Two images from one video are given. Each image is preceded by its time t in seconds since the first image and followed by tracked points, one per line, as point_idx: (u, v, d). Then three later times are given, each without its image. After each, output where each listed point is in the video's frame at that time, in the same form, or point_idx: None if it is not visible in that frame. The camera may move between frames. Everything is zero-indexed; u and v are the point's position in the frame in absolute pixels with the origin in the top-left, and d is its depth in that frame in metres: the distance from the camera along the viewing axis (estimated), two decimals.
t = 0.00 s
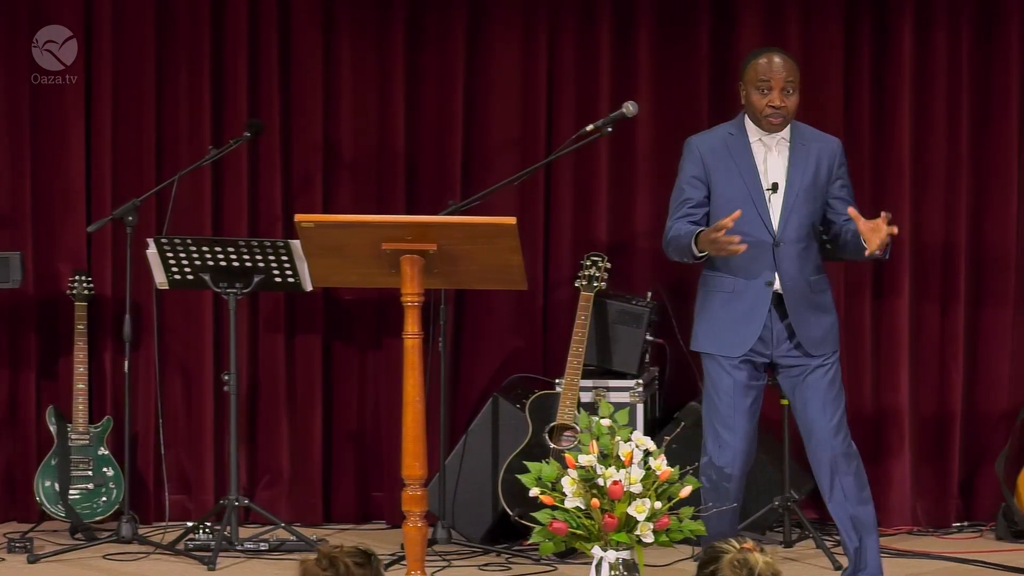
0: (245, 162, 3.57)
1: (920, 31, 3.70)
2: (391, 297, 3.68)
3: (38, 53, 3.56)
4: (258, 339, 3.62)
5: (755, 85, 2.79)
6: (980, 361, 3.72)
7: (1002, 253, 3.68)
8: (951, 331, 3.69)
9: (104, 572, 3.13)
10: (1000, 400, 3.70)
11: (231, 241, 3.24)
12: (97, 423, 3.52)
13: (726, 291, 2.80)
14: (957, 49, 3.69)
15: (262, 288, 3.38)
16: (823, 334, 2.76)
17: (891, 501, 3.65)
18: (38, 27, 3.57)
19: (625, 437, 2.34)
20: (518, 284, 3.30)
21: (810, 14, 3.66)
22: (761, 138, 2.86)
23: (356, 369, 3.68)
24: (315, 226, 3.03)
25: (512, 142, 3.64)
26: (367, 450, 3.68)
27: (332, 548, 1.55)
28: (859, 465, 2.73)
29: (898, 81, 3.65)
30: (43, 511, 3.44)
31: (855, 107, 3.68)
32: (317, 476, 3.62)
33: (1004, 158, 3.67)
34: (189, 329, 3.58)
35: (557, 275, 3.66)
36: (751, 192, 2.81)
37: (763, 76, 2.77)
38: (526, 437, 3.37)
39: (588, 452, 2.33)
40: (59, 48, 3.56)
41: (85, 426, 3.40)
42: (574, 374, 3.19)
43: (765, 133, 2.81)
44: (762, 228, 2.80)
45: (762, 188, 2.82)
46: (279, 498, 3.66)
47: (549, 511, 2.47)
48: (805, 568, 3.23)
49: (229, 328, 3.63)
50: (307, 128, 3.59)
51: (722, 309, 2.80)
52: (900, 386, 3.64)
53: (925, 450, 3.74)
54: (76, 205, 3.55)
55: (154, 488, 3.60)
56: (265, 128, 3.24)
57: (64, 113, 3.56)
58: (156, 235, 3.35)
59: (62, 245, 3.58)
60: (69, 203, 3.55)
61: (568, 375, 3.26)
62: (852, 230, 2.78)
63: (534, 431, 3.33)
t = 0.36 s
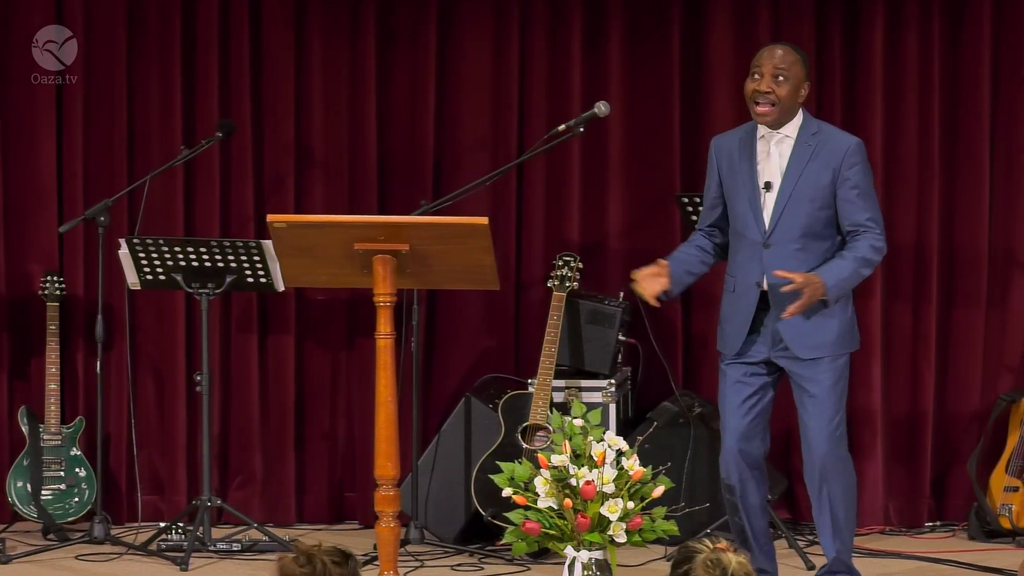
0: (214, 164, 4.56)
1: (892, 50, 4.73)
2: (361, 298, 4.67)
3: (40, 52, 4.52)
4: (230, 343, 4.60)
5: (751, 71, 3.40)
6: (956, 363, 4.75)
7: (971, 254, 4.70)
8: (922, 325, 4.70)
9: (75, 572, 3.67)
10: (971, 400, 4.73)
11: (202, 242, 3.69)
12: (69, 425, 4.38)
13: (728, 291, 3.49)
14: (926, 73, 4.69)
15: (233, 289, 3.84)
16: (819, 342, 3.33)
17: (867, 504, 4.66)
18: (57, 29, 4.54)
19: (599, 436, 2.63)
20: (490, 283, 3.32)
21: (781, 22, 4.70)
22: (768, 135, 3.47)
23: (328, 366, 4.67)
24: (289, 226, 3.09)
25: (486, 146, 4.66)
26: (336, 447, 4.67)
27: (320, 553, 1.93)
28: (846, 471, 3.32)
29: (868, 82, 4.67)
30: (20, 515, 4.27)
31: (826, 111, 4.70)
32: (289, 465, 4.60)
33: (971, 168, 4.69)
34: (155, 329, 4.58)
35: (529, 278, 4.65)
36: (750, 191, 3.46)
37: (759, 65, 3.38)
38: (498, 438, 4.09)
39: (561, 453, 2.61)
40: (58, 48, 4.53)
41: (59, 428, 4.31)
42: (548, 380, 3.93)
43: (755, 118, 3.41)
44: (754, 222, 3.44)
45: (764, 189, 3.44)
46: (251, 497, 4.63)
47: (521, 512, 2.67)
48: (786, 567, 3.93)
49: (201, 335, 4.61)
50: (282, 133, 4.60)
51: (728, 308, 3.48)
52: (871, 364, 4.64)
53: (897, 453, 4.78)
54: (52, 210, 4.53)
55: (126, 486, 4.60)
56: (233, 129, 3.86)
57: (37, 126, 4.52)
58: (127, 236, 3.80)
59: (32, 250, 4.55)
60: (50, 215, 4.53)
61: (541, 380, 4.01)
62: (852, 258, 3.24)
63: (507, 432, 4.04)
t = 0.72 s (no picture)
0: (199, 163, 4.68)
1: (876, 53, 4.87)
2: (344, 300, 4.78)
3: (41, 53, 4.67)
4: (216, 341, 4.70)
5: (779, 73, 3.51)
6: (942, 363, 4.87)
7: (957, 252, 4.83)
8: (907, 325, 4.82)
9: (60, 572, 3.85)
10: (955, 400, 4.87)
11: (186, 242, 3.86)
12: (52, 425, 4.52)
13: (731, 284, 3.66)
14: (912, 74, 4.82)
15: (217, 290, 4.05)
16: (792, 350, 3.40)
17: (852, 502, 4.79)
18: (41, 30, 4.68)
19: (583, 436, 2.61)
20: (474, 284, 3.32)
21: (766, 22, 4.81)
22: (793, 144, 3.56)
23: (313, 364, 4.80)
24: (275, 227, 3.09)
25: (471, 146, 4.80)
26: (320, 445, 4.81)
27: (305, 551, 1.99)
28: (826, 481, 3.37)
29: (852, 82, 4.78)
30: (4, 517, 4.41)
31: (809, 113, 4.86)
32: (274, 465, 4.71)
33: (955, 169, 4.82)
34: (142, 329, 4.72)
35: (514, 278, 4.76)
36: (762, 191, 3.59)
37: (784, 67, 3.49)
38: (481, 437, 4.24)
39: (547, 453, 2.58)
40: (58, 48, 4.68)
41: (42, 429, 4.45)
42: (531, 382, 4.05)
43: (779, 120, 3.51)
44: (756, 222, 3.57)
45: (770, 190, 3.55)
46: (234, 497, 4.74)
47: (506, 512, 2.66)
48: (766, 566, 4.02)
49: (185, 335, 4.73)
50: (268, 133, 4.72)
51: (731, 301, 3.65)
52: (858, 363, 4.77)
53: (880, 454, 4.90)
54: (36, 211, 4.65)
55: (111, 485, 4.73)
56: (217, 130, 4.06)
57: (21, 127, 4.65)
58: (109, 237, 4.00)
59: (19, 251, 4.67)
60: (34, 215, 4.65)
61: (525, 381, 4.13)
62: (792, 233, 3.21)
63: (492, 432, 4.18)
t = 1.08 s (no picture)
0: (191, 163, 4.68)
1: (869, 53, 4.87)
2: (336, 300, 4.78)
3: (41, 52, 4.69)
4: (208, 341, 4.72)
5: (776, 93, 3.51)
6: (933, 363, 4.87)
7: (948, 252, 4.83)
8: (898, 327, 4.84)
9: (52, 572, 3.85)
10: (947, 400, 4.86)
11: (179, 243, 3.88)
12: (45, 425, 4.52)
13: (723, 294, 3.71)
14: (902, 77, 4.83)
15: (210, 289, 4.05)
16: (767, 365, 3.44)
17: (843, 502, 4.80)
18: (37, 32, 4.69)
19: (575, 436, 2.61)
20: (465, 284, 3.32)
21: (757, 24, 4.81)
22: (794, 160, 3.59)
23: (304, 364, 4.80)
24: (267, 226, 3.08)
25: (463, 147, 4.80)
26: (312, 446, 4.83)
27: (298, 550, 2.00)
28: (799, 493, 3.40)
29: (845, 82, 4.79)
30: None
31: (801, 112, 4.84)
32: (265, 466, 4.72)
33: (947, 167, 4.82)
34: (134, 329, 4.73)
35: (506, 278, 4.76)
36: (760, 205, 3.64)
37: (779, 89, 3.50)
38: (474, 437, 4.25)
39: (539, 453, 2.58)
40: (56, 47, 4.69)
41: (34, 429, 4.45)
42: (524, 382, 4.07)
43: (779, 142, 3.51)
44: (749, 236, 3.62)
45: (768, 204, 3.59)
46: (226, 496, 4.76)
47: (498, 512, 2.65)
48: (757, 565, 4.03)
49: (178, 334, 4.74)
50: (259, 133, 4.72)
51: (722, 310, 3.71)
52: (850, 365, 4.77)
53: (871, 453, 4.91)
54: (28, 211, 4.66)
55: (102, 484, 4.74)
56: (210, 129, 4.07)
57: (14, 127, 4.65)
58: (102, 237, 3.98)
59: (11, 251, 4.67)
60: (26, 217, 4.66)
61: (517, 381, 4.14)
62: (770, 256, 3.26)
63: (484, 432, 4.21)
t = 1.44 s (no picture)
0: (192, 163, 4.69)
1: (870, 53, 4.87)
2: (338, 301, 4.78)
3: (41, 52, 4.68)
4: (210, 341, 4.72)
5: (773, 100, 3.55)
6: (934, 363, 4.87)
7: (950, 253, 4.82)
8: (899, 326, 4.84)
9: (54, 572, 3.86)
10: (948, 400, 4.86)
11: (181, 243, 3.88)
12: (47, 425, 4.53)
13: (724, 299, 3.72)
14: (903, 77, 4.83)
15: (211, 289, 4.05)
16: (762, 372, 3.46)
17: (844, 502, 4.80)
18: (37, 32, 4.69)
19: (577, 435, 2.61)
20: (467, 284, 3.32)
21: (759, 23, 4.81)
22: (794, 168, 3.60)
23: (306, 364, 4.80)
24: (268, 226, 3.08)
25: (464, 147, 4.80)
26: (314, 446, 4.83)
27: (300, 550, 1.99)
28: (792, 498, 3.40)
29: (846, 82, 4.79)
30: None
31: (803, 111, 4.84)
32: (267, 466, 4.72)
33: (948, 167, 4.82)
34: (135, 329, 4.74)
35: (507, 278, 4.76)
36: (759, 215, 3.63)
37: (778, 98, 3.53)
38: (475, 438, 4.26)
39: (541, 453, 2.58)
40: (57, 47, 4.69)
41: (37, 429, 4.45)
42: (526, 382, 4.08)
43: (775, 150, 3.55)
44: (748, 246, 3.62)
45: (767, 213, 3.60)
46: (228, 497, 4.76)
47: (501, 512, 2.66)
48: (759, 566, 4.04)
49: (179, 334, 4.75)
50: (261, 133, 4.72)
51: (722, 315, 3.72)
52: (850, 366, 4.77)
53: (872, 453, 4.92)
54: (30, 211, 4.66)
55: (104, 484, 4.74)
56: (211, 129, 4.07)
57: (15, 127, 4.64)
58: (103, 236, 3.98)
59: (12, 251, 4.67)
60: (27, 217, 4.66)
61: (519, 381, 4.15)
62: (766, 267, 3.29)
63: (486, 432, 4.21)
